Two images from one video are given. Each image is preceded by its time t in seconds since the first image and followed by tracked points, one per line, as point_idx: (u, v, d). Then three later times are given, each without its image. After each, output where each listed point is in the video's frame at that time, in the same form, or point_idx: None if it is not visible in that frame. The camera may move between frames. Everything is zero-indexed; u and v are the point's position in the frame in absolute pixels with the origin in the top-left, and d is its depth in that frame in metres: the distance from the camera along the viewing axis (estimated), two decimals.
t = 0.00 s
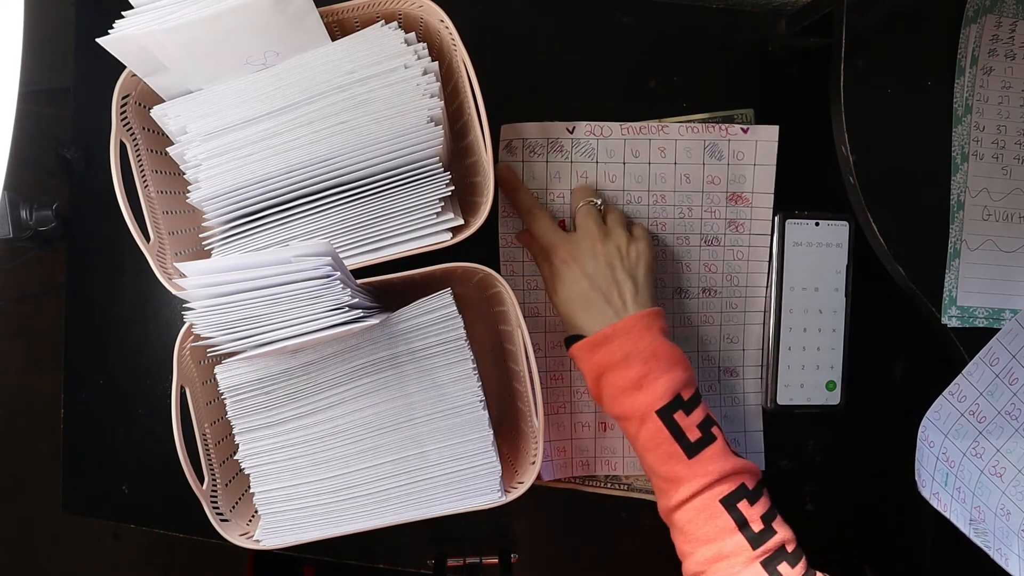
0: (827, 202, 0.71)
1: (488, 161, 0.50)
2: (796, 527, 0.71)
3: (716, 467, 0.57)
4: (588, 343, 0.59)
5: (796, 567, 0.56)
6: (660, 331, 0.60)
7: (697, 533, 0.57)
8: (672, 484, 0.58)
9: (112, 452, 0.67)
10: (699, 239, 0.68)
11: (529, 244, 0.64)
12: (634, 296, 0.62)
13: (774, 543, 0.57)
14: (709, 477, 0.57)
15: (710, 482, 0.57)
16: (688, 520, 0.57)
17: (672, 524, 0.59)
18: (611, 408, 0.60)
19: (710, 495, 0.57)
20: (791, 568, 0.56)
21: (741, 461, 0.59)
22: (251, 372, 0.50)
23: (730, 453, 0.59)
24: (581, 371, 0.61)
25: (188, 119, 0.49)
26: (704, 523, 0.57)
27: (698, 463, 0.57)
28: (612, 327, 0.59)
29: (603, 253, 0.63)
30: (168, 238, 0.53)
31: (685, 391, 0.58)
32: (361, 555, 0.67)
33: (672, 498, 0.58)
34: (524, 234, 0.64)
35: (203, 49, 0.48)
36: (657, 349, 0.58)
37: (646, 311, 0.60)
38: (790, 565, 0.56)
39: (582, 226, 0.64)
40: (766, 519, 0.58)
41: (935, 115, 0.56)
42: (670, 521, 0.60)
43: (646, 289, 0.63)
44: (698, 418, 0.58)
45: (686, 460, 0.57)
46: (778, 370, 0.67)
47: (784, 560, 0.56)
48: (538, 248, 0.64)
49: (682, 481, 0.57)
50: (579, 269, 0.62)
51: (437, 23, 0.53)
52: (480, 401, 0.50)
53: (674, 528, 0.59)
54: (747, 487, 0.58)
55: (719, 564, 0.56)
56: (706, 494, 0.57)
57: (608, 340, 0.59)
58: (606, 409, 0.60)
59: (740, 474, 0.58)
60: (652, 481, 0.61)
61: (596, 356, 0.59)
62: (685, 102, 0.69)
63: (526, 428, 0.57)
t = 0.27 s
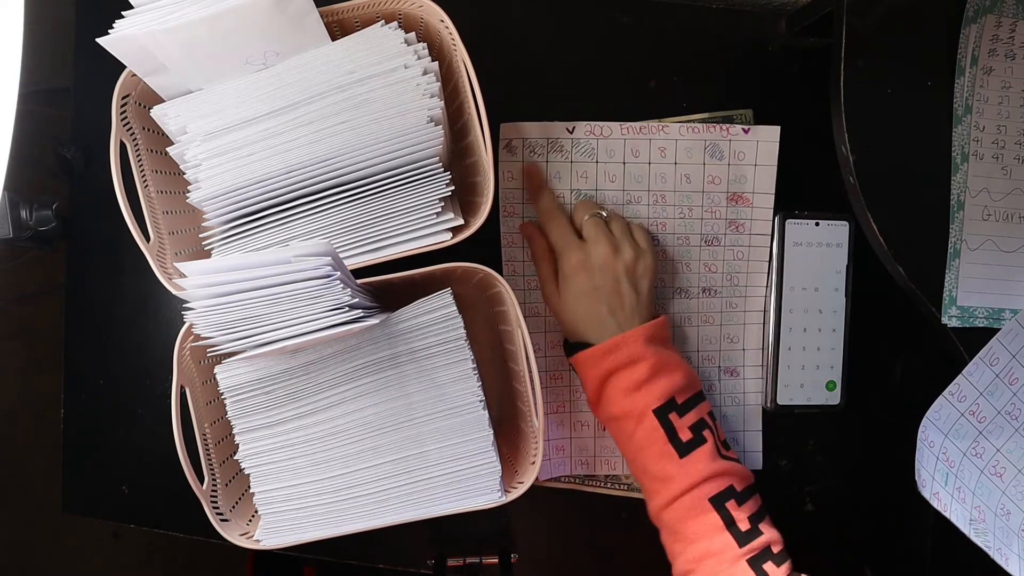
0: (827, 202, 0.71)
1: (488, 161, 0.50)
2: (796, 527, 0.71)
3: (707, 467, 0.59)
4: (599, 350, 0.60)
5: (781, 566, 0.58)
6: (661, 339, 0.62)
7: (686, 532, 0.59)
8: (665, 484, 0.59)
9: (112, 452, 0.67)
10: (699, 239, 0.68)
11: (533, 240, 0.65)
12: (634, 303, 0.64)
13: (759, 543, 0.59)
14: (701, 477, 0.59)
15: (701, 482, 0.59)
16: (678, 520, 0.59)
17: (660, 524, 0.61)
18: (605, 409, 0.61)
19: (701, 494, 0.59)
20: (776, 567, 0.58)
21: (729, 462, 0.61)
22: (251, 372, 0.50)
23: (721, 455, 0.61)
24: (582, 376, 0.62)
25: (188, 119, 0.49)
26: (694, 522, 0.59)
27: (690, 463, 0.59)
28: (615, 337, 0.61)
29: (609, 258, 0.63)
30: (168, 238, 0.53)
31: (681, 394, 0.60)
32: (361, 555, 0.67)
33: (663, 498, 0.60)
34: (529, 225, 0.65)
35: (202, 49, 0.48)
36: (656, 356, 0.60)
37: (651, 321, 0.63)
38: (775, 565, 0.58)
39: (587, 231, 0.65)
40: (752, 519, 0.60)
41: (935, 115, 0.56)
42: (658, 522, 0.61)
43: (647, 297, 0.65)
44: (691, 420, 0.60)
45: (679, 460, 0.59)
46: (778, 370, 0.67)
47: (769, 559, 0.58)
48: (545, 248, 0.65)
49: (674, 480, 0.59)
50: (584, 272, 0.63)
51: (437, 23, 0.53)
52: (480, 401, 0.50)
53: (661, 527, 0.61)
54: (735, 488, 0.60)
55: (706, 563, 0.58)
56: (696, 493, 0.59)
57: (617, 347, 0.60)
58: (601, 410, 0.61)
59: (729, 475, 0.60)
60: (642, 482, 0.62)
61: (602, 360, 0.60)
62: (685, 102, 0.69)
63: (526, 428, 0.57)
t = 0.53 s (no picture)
0: (827, 202, 0.71)
1: (488, 161, 0.50)
2: (796, 527, 0.71)
3: (703, 468, 0.59)
4: (599, 351, 0.60)
5: (777, 567, 0.58)
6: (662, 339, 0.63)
7: (682, 533, 0.59)
8: (660, 485, 0.59)
9: (112, 452, 0.67)
10: (699, 239, 0.68)
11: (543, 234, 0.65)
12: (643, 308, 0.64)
13: (755, 544, 0.59)
14: (696, 478, 0.59)
15: (696, 483, 0.59)
16: (674, 521, 0.59)
17: (656, 525, 0.61)
18: (602, 409, 0.61)
19: (697, 495, 0.59)
20: (772, 568, 0.58)
21: (725, 463, 0.61)
22: (251, 372, 0.50)
23: (717, 456, 0.61)
24: (580, 376, 0.62)
25: (188, 119, 0.49)
26: (690, 522, 0.59)
27: (686, 464, 0.59)
28: (615, 339, 0.61)
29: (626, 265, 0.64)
30: (168, 238, 0.53)
31: (677, 395, 0.60)
32: (361, 555, 0.67)
33: (658, 498, 0.60)
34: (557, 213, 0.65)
35: (202, 49, 0.48)
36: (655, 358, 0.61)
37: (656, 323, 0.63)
38: (771, 566, 0.58)
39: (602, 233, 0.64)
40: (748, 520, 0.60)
41: (935, 115, 0.56)
42: (653, 523, 0.61)
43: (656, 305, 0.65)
44: (687, 420, 0.60)
45: (675, 461, 0.59)
46: (778, 370, 0.67)
47: (765, 560, 0.58)
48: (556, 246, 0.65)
49: (670, 481, 0.59)
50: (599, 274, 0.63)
51: (437, 23, 0.53)
52: (480, 401, 0.50)
53: (657, 528, 0.61)
54: (731, 489, 0.60)
55: (702, 563, 0.58)
56: (692, 494, 0.59)
57: (617, 348, 0.60)
58: (597, 410, 0.62)
59: (725, 476, 0.60)
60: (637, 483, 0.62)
61: (601, 361, 0.60)
62: (685, 102, 0.69)
63: (526, 427, 0.57)
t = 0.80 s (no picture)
0: (827, 202, 0.71)
1: (487, 161, 0.50)
2: (796, 528, 0.71)
3: (707, 467, 0.59)
4: (599, 349, 0.60)
5: (781, 567, 0.58)
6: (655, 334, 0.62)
7: (687, 532, 0.59)
8: (664, 483, 0.59)
9: (112, 452, 0.67)
10: (699, 239, 0.68)
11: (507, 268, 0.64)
12: (633, 302, 0.63)
13: (760, 543, 0.59)
14: (700, 477, 0.59)
15: (700, 482, 0.59)
16: (678, 520, 0.59)
17: (661, 524, 0.61)
18: (605, 408, 0.61)
19: (701, 494, 0.59)
20: (776, 568, 0.58)
21: (730, 462, 0.61)
22: (251, 372, 0.50)
23: (721, 455, 0.61)
24: (581, 375, 0.62)
25: (188, 119, 0.49)
26: (694, 521, 0.58)
27: (689, 463, 0.59)
28: (615, 335, 0.61)
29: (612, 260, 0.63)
30: (168, 238, 0.53)
31: (681, 393, 0.60)
32: (362, 555, 0.67)
33: (663, 497, 0.60)
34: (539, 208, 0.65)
35: (202, 49, 0.48)
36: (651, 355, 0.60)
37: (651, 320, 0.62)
38: (775, 566, 0.58)
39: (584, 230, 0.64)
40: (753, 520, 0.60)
41: (935, 115, 0.56)
42: (658, 522, 0.61)
43: (645, 296, 0.64)
44: (691, 419, 0.60)
45: (678, 460, 0.59)
46: (778, 370, 0.67)
47: (769, 560, 0.58)
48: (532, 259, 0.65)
49: (674, 479, 0.59)
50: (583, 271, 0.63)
51: (437, 23, 0.53)
52: (480, 401, 0.50)
53: (661, 527, 0.61)
54: (735, 488, 0.60)
55: (707, 563, 0.58)
56: (696, 493, 0.59)
57: (616, 346, 0.60)
58: (601, 409, 0.62)
59: (730, 475, 0.60)
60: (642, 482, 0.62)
61: (603, 360, 0.60)
62: (685, 102, 0.69)
63: (526, 427, 0.57)
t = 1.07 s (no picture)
0: (827, 202, 0.71)
1: (488, 161, 0.50)
2: (796, 528, 0.71)
3: (700, 470, 0.59)
4: (598, 351, 0.61)
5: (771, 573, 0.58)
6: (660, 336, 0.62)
7: (678, 535, 0.59)
8: (657, 486, 0.60)
9: (111, 452, 0.67)
10: (699, 239, 0.68)
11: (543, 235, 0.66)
12: (643, 309, 0.64)
13: (751, 548, 0.59)
14: (693, 480, 0.59)
15: (693, 485, 0.59)
16: (671, 522, 0.59)
17: (652, 526, 0.61)
18: (601, 409, 0.61)
19: (693, 497, 0.59)
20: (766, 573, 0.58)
21: (723, 466, 0.61)
22: (251, 372, 0.50)
23: (715, 458, 0.61)
24: (580, 376, 0.62)
25: (188, 119, 0.49)
26: (685, 525, 0.59)
27: (683, 466, 0.59)
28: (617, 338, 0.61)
29: (620, 265, 0.64)
30: (168, 238, 0.53)
31: (677, 396, 0.60)
32: (361, 556, 0.67)
33: (655, 500, 0.60)
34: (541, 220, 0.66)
35: (203, 49, 0.48)
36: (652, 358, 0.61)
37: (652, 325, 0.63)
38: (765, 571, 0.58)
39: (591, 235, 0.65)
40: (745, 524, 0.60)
41: (935, 115, 0.56)
42: (650, 524, 0.61)
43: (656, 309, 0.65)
44: (685, 422, 0.60)
45: (671, 463, 0.59)
46: (778, 370, 0.67)
47: (759, 565, 0.58)
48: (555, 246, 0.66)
49: (666, 482, 0.59)
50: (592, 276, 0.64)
51: (437, 23, 0.53)
52: (479, 401, 0.50)
53: (654, 529, 0.61)
54: (728, 492, 0.60)
55: (697, 566, 0.58)
56: (688, 496, 0.59)
57: (616, 348, 0.60)
58: (597, 409, 0.62)
59: (722, 479, 0.60)
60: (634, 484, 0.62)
61: (601, 361, 0.61)
62: (685, 102, 0.69)
63: (526, 427, 0.57)
